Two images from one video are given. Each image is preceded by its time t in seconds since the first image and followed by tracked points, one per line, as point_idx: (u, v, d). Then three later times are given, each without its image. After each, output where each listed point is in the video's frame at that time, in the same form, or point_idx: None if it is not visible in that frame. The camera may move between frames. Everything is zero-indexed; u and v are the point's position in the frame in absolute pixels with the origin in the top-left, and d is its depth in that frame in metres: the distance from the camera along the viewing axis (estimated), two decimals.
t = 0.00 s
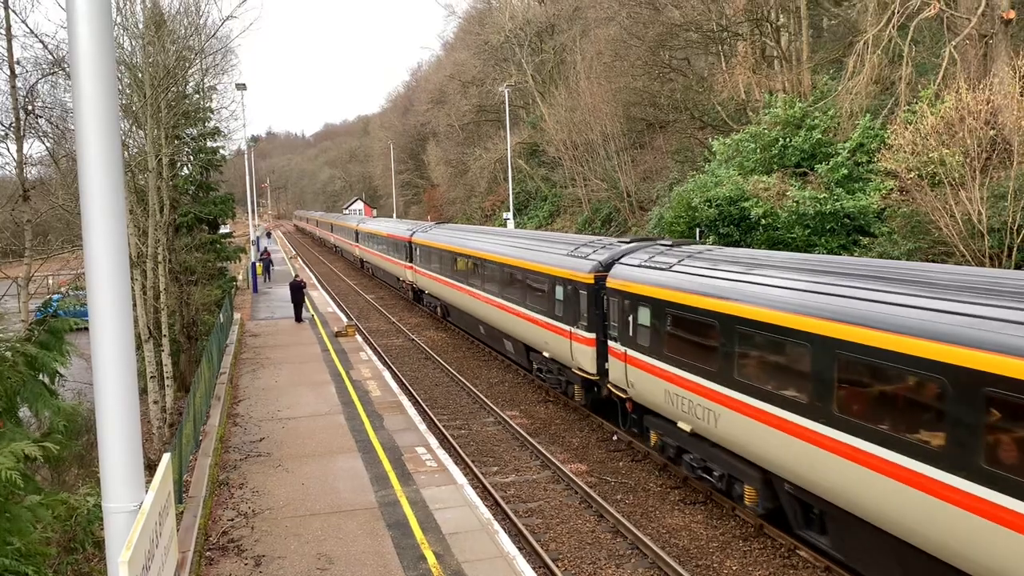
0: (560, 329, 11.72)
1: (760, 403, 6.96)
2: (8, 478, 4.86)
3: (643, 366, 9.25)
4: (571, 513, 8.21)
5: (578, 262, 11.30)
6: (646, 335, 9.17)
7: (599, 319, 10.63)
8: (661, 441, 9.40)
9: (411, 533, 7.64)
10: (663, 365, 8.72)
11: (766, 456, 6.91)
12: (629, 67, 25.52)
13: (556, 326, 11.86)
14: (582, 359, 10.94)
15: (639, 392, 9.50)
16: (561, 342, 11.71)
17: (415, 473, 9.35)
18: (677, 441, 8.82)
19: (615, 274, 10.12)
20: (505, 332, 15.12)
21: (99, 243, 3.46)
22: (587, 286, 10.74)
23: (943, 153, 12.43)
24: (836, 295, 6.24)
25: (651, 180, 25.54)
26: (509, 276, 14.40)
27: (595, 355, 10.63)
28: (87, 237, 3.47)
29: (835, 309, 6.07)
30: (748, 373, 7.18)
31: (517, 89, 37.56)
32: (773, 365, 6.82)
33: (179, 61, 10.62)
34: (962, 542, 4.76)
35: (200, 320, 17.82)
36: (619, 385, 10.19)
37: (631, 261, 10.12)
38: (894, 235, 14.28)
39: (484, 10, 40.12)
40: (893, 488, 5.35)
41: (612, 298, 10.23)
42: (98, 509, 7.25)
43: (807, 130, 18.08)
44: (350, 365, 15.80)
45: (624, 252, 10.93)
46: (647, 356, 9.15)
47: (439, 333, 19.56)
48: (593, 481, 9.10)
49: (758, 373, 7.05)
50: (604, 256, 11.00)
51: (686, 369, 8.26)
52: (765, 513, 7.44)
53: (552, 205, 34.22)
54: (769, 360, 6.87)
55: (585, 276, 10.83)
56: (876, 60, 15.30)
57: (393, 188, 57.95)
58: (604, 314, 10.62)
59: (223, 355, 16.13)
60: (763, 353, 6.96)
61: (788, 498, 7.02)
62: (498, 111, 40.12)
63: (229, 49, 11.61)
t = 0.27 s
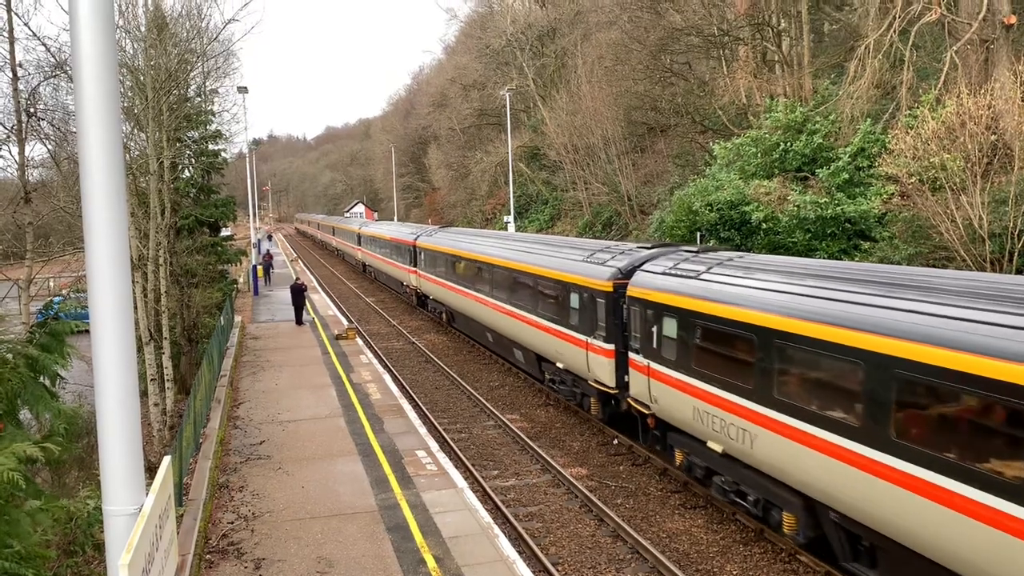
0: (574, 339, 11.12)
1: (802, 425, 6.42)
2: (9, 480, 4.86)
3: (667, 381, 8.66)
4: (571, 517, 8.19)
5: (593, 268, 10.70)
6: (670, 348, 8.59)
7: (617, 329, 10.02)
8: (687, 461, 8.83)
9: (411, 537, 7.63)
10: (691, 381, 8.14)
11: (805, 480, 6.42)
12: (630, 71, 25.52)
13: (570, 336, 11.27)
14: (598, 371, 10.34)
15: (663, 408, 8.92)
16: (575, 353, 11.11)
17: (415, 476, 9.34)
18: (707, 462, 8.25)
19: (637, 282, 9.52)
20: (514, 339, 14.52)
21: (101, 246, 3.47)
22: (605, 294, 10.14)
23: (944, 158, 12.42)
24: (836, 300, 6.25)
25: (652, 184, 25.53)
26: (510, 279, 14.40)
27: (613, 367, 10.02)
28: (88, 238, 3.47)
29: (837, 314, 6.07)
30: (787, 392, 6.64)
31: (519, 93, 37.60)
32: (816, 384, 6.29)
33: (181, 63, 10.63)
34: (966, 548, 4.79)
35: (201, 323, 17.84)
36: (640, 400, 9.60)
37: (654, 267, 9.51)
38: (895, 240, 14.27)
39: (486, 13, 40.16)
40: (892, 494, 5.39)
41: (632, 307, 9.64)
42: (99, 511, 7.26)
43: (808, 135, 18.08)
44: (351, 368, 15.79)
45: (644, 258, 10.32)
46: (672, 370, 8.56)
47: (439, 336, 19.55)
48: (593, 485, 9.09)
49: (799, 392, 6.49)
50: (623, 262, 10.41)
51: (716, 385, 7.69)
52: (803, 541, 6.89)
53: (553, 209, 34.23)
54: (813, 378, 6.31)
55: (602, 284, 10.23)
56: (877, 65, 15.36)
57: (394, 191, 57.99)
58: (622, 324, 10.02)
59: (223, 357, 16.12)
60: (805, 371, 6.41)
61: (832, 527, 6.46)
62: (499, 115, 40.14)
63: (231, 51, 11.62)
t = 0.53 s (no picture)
0: (592, 349, 10.48)
1: (855, 449, 5.83)
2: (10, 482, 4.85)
3: (698, 398, 8.02)
4: (572, 521, 8.17)
5: (614, 274, 10.04)
6: (699, 361, 8.01)
7: (640, 340, 9.39)
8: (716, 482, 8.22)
9: (412, 540, 7.61)
10: (724, 397, 7.55)
11: (851, 505, 5.91)
12: (632, 75, 25.54)
13: (587, 345, 10.63)
14: (618, 384, 9.71)
15: (691, 426, 8.28)
16: (593, 364, 10.47)
17: (416, 480, 9.33)
18: (740, 484, 7.62)
19: (663, 289, 8.90)
20: (525, 347, 13.88)
21: (104, 248, 3.47)
22: (626, 302, 9.50)
23: (946, 161, 12.41)
24: (841, 305, 6.25)
25: (654, 188, 25.54)
26: (511, 282, 14.39)
27: (635, 380, 9.39)
28: (90, 240, 3.47)
29: (842, 318, 6.07)
30: (837, 413, 6.06)
31: (520, 96, 37.64)
32: (871, 404, 5.72)
33: (183, 66, 10.65)
34: (971, 559, 4.80)
35: (202, 326, 17.84)
36: (666, 416, 8.95)
37: (681, 275, 8.90)
38: (897, 244, 14.27)
39: (487, 17, 40.22)
40: (905, 503, 5.32)
41: (657, 317, 9.01)
42: (99, 514, 7.25)
43: (810, 138, 18.09)
44: (352, 370, 15.79)
45: (668, 264, 9.69)
46: (704, 386, 7.92)
47: (440, 339, 19.53)
48: (594, 489, 9.07)
49: (849, 412, 5.93)
50: (646, 268, 9.72)
51: (754, 403, 7.09)
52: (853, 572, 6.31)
53: (554, 212, 34.26)
54: (869, 397, 5.73)
55: (623, 291, 9.59)
56: (878, 68, 15.36)
57: (396, 194, 58.06)
58: (645, 334, 9.39)
59: (224, 360, 16.12)
60: (858, 389, 5.83)
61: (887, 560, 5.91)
62: (501, 118, 40.18)
63: (233, 54, 11.65)
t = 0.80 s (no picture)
0: (612, 358, 9.85)
1: (880, 460, 5.57)
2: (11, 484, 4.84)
3: (731, 413, 7.41)
4: (574, 523, 8.17)
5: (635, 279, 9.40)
6: (734, 374, 7.37)
7: (664, 349, 8.79)
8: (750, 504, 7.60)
9: (413, 542, 7.60)
10: (761, 413, 6.94)
11: (849, 506, 5.91)
12: (633, 76, 25.54)
13: (607, 355, 10.02)
14: (641, 396, 9.10)
15: (723, 443, 7.66)
16: (614, 374, 9.83)
17: (417, 481, 9.32)
18: (779, 507, 7.02)
19: (689, 296, 8.31)
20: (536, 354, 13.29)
21: (105, 248, 3.46)
22: (649, 309, 8.89)
23: (948, 162, 12.39)
24: (841, 306, 6.22)
25: (655, 189, 25.52)
26: (512, 284, 14.39)
27: (659, 392, 8.79)
28: (90, 240, 3.47)
29: (842, 320, 6.04)
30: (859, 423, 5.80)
31: (521, 97, 37.65)
32: (869, 405, 5.71)
33: (184, 68, 10.66)
34: (969, 559, 4.80)
35: (203, 327, 17.84)
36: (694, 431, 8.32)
37: (710, 280, 8.29)
38: (898, 245, 14.25)
39: (488, 18, 40.23)
40: (911, 506, 5.25)
41: (683, 325, 8.41)
42: (101, 515, 7.25)
43: (811, 140, 18.08)
44: (353, 372, 15.78)
45: (694, 268, 9.04)
46: (738, 401, 7.30)
47: (442, 341, 19.52)
48: (596, 490, 9.06)
49: (909, 435, 5.32)
50: (671, 272, 9.10)
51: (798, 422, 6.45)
52: None
53: (556, 213, 34.26)
54: (928, 416, 5.16)
55: (646, 297, 8.97)
56: (880, 69, 15.35)
57: (397, 195, 58.08)
58: (670, 343, 8.79)
59: (225, 361, 16.13)
60: (882, 398, 5.58)
61: None
62: (502, 119, 40.20)
63: (234, 55, 11.66)
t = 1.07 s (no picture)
0: (633, 366, 9.35)
1: (882, 459, 5.59)
2: (11, 483, 4.83)
3: (769, 427, 6.91)
4: (574, 521, 8.17)
5: (659, 282, 8.90)
6: (774, 386, 6.86)
7: (690, 357, 8.32)
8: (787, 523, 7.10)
9: (414, 541, 7.61)
10: (804, 428, 6.44)
11: (853, 506, 5.92)
12: (633, 75, 25.53)
13: (627, 362, 9.53)
14: (664, 405, 8.62)
15: (759, 459, 7.14)
16: (635, 382, 9.34)
17: (418, 480, 9.32)
18: (821, 529, 6.49)
19: (720, 301, 7.80)
20: (547, 358, 12.84)
21: (106, 247, 3.46)
22: (676, 314, 8.39)
23: (948, 160, 12.38)
24: (848, 306, 6.20)
25: (655, 187, 25.50)
26: (513, 283, 14.39)
27: (684, 402, 8.31)
28: (91, 239, 3.47)
29: (849, 320, 6.02)
30: (865, 423, 5.81)
31: (522, 96, 37.63)
32: (875, 406, 5.71)
33: (184, 67, 10.66)
34: (973, 559, 4.82)
35: (204, 326, 17.84)
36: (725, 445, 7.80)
37: (743, 283, 7.77)
38: (899, 243, 14.24)
39: (489, 17, 40.20)
40: (914, 506, 5.27)
41: (713, 332, 7.92)
42: (102, 514, 7.27)
43: (811, 138, 18.07)
44: (354, 371, 15.78)
45: (723, 271, 8.53)
46: (778, 415, 6.79)
47: (442, 340, 19.52)
48: (597, 489, 9.06)
49: (976, 455, 4.82)
50: (697, 274, 8.57)
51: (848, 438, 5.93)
52: None
53: (556, 212, 34.25)
54: (934, 417, 5.15)
55: (671, 301, 8.46)
56: (880, 67, 15.33)
57: (397, 194, 58.07)
58: (696, 350, 8.31)
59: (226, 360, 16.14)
60: (887, 398, 5.58)
61: None
62: (502, 118, 40.19)
63: (234, 55, 11.67)
